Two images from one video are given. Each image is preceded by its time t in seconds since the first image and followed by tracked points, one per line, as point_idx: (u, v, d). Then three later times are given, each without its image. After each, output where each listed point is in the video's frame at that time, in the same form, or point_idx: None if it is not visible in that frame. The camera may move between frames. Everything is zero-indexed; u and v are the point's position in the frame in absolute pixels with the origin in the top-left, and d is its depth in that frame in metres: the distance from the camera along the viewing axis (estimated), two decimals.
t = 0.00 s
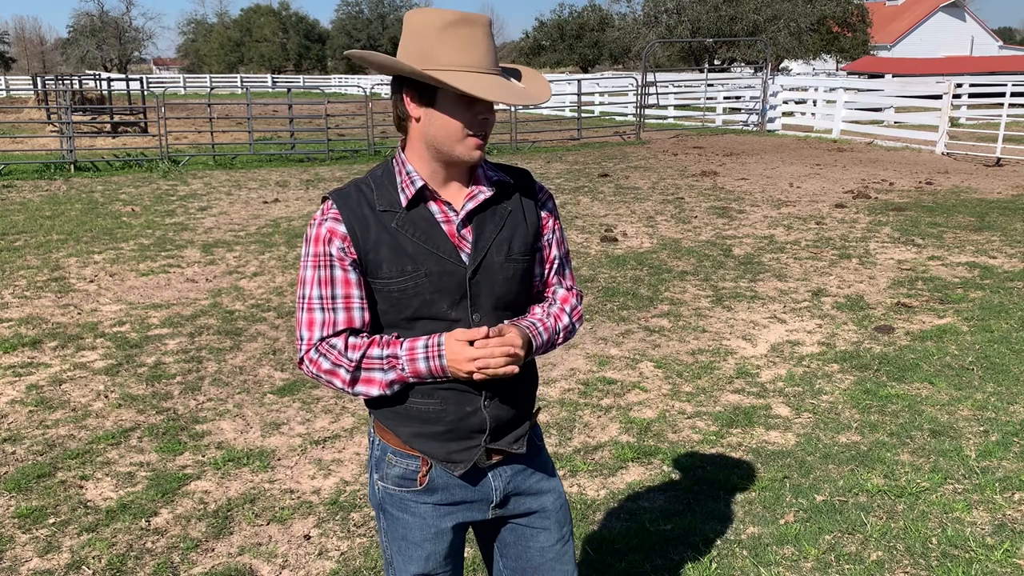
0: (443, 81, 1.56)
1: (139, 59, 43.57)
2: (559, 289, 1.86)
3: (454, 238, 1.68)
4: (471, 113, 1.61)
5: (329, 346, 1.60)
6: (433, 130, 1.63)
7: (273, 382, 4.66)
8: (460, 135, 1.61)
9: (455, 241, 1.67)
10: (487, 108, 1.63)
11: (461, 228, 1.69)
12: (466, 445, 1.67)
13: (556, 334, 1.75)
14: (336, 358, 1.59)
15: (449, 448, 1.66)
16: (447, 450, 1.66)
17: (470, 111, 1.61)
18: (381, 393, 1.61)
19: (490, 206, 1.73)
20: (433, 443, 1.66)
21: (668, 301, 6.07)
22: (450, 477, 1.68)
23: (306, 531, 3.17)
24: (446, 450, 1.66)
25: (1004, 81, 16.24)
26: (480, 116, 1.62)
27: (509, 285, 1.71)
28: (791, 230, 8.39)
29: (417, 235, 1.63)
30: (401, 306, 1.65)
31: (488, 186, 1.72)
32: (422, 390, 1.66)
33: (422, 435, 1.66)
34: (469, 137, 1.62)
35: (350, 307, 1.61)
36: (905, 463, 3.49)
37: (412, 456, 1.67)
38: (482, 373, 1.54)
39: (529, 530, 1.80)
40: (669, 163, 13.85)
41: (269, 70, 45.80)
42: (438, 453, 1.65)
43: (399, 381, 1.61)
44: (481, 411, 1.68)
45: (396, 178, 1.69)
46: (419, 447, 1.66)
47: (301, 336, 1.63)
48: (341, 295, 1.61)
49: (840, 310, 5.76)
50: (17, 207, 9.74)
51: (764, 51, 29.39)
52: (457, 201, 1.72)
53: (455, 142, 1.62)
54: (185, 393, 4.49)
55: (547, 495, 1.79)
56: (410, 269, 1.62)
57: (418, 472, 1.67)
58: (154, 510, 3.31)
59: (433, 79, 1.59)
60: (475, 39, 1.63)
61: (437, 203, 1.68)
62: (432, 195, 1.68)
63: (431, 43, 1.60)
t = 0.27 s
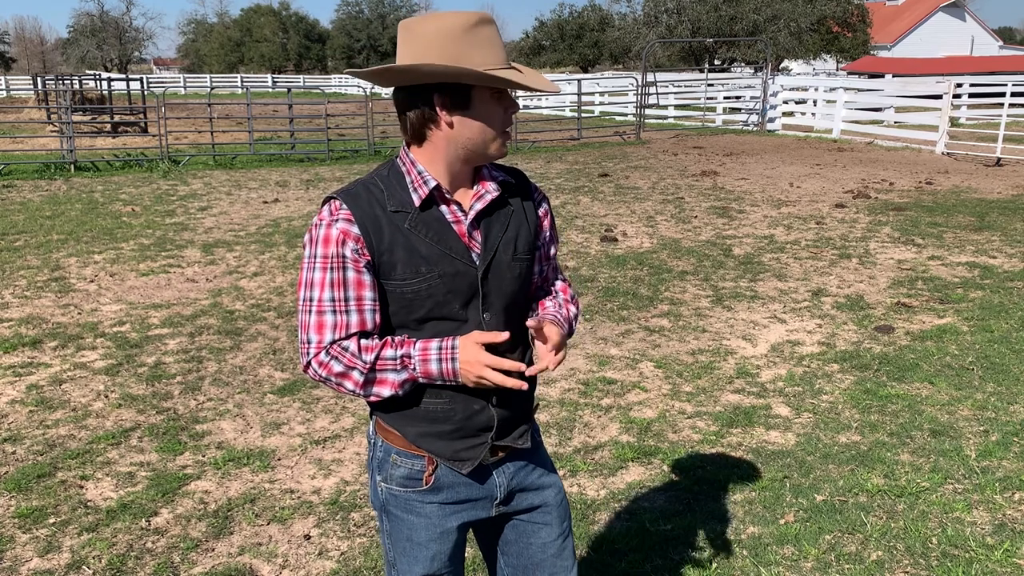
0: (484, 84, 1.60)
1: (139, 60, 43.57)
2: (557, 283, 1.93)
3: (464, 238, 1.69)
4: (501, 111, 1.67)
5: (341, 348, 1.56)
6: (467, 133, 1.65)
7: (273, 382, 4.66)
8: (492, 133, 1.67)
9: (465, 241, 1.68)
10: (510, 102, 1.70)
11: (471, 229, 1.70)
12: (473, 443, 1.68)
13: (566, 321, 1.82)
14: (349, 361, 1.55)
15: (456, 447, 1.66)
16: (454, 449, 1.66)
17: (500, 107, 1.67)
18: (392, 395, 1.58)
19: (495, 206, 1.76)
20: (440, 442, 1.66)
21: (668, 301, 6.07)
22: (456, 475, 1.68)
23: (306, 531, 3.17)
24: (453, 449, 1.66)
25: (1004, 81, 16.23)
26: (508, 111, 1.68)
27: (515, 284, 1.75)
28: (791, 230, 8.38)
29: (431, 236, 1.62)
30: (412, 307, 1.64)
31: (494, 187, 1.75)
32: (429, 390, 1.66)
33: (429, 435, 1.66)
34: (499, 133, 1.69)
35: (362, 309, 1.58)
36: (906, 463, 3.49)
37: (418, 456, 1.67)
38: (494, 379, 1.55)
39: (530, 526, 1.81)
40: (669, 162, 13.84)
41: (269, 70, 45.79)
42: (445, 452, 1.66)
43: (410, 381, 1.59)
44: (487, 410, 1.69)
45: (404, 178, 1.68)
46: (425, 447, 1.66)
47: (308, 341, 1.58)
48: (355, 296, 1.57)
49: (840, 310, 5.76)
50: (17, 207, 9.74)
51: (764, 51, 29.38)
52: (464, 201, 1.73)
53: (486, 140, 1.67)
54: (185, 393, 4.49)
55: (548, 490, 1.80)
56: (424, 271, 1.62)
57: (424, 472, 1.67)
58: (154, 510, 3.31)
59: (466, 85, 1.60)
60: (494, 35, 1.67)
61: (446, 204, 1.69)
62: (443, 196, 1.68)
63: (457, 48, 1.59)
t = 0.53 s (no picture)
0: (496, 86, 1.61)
1: (139, 60, 43.56)
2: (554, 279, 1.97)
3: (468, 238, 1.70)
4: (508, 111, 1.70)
5: (345, 352, 1.54)
6: (478, 136, 1.66)
7: (273, 382, 4.66)
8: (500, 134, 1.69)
9: (468, 241, 1.69)
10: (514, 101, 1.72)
11: (474, 229, 1.71)
12: (475, 443, 1.68)
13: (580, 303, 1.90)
14: (354, 364, 1.53)
15: (459, 446, 1.66)
16: (456, 449, 1.66)
17: (507, 108, 1.69)
18: (397, 397, 1.57)
19: (495, 206, 1.77)
20: (442, 442, 1.66)
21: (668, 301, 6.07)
22: (458, 475, 1.68)
23: (306, 531, 3.17)
24: (456, 448, 1.66)
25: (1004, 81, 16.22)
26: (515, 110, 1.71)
27: (516, 282, 1.76)
28: (791, 230, 8.38)
29: (436, 238, 1.63)
30: (416, 309, 1.63)
31: (495, 185, 1.76)
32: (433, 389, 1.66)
33: (431, 434, 1.66)
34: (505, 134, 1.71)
35: (367, 312, 1.57)
36: (905, 463, 3.49)
37: (420, 456, 1.66)
38: (503, 377, 1.53)
39: (531, 524, 1.81)
40: (669, 162, 13.84)
41: (269, 70, 45.80)
42: (448, 451, 1.66)
43: (415, 383, 1.58)
44: (490, 408, 1.69)
45: (405, 179, 1.67)
46: (428, 447, 1.66)
47: (312, 345, 1.56)
48: (360, 299, 1.56)
49: (840, 310, 5.76)
50: (17, 207, 9.74)
51: (764, 51, 29.39)
52: (465, 202, 1.74)
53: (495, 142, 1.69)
54: (185, 393, 4.49)
55: (547, 488, 1.81)
56: (429, 272, 1.62)
57: (425, 472, 1.67)
58: (154, 510, 3.31)
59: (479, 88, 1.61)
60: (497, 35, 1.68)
61: (449, 204, 1.69)
62: (445, 197, 1.68)
63: (467, 51, 1.60)
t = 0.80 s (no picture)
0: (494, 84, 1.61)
1: (139, 60, 43.54)
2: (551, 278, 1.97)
3: (471, 238, 1.70)
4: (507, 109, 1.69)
5: (355, 354, 1.55)
6: (477, 135, 1.66)
7: (273, 382, 4.66)
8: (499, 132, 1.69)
9: (471, 241, 1.69)
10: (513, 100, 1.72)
11: (476, 228, 1.71)
12: (479, 442, 1.68)
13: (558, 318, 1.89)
14: (365, 366, 1.54)
15: (464, 446, 1.67)
16: (461, 448, 1.66)
17: (506, 107, 1.69)
18: (407, 398, 1.58)
19: (496, 205, 1.77)
20: (447, 443, 1.66)
21: (668, 301, 6.07)
22: (462, 475, 1.68)
23: (306, 531, 3.17)
24: (460, 448, 1.67)
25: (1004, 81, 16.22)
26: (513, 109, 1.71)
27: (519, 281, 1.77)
28: (791, 230, 8.38)
29: (441, 237, 1.63)
30: (421, 310, 1.63)
31: (496, 184, 1.76)
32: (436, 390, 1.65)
33: (436, 435, 1.65)
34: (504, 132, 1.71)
35: (373, 313, 1.57)
36: (905, 463, 3.49)
37: (424, 457, 1.66)
38: (516, 370, 1.57)
39: (532, 523, 1.81)
40: (669, 162, 13.84)
41: (269, 70, 45.80)
42: (452, 451, 1.66)
43: (424, 384, 1.59)
44: (494, 407, 1.69)
45: (407, 179, 1.67)
46: (432, 448, 1.65)
47: (320, 348, 1.56)
48: (367, 301, 1.56)
49: (840, 310, 5.76)
50: (17, 207, 9.74)
51: (764, 51, 29.40)
52: (466, 201, 1.74)
53: (494, 141, 1.69)
54: (185, 393, 4.49)
55: (548, 487, 1.81)
56: (433, 273, 1.62)
57: (430, 473, 1.67)
58: (154, 510, 3.31)
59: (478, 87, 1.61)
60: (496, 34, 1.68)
61: (451, 204, 1.69)
62: (448, 196, 1.68)
63: (466, 50, 1.60)
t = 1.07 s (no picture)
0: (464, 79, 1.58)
1: (139, 60, 43.54)
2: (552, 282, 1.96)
3: (466, 238, 1.70)
4: (488, 107, 1.64)
5: (345, 353, 1.54)
6: (453, 131, 1.64)
7: (273, 382, 4.66)
8: (478, 130, 1.65)
9: (466, 242, 1.69)
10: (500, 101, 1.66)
11: (472, 229, 1.71)
12: (475, 444, 1.68)
13: (560, 324, 1.85)
14: (354, 365, 1.54)
15: (459, 448, 1.67)
16: (457, 450, 1.66)
17: (487, 105, 1.64)
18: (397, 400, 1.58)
19: (494, 207, 1.77)
20: (442, 444, 1.66)
21: (668, 301, 6.07)
22: (458, 477, 1.68)
23: (306, 531, 3.17)
24: (456, 450, 1.66)
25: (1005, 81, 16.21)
26: (496, 109, 1.65)
27: (515, 283, 1.76)
28: (791, 230, 8.39)
29: (434, 238, 1.63)
30: (414, 310, 1.63)
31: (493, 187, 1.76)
32: (432, 391, 1.66)
33: (431, 437, 1.66)
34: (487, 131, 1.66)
35: (365, 312, 1.57)
36: (905, 463, 3.49)
37: (420, 458, 1.67)
38: (506, 376, 1.58)
39: (531, 525, 1.81)
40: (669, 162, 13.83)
41: (269, 70, 45.81)
42: (448, 453, 1.66)
43: (416, 387, 1.59)
44: (490, 410, 1.69)
45: (404, 180, 1.67)
46: (428, 449, 1.66)
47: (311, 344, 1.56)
48: (358, 300, 1.56)
49: (840, 310, 5.76)
50: (17, 207, 9.74)
51: (764, 51, 29.41)
52: (463, 202, 1.74)
53: (475, 140, 1.65)
54: (185, 393, 4.49)
55: (547, 489, 1.81)
56: (426, 273, 1.62)
57: (426, 474, 1.67)
58: (154, 510, 3.31)
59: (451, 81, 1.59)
60: (484, 32, 1.65)
61: (447, 204, 1.69)
62: (443, 196, 1.69)
63: (441, 44, 1.60)
